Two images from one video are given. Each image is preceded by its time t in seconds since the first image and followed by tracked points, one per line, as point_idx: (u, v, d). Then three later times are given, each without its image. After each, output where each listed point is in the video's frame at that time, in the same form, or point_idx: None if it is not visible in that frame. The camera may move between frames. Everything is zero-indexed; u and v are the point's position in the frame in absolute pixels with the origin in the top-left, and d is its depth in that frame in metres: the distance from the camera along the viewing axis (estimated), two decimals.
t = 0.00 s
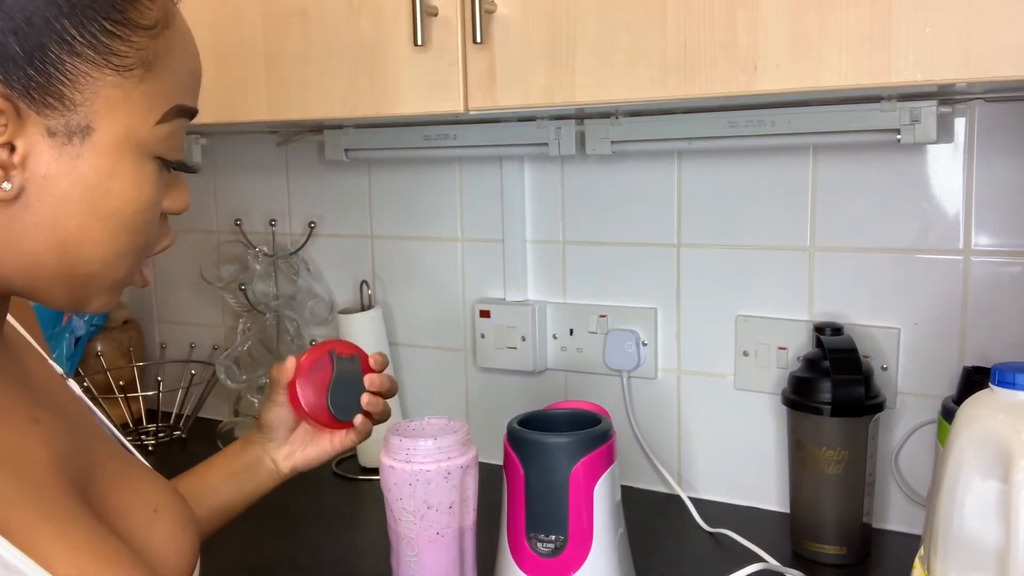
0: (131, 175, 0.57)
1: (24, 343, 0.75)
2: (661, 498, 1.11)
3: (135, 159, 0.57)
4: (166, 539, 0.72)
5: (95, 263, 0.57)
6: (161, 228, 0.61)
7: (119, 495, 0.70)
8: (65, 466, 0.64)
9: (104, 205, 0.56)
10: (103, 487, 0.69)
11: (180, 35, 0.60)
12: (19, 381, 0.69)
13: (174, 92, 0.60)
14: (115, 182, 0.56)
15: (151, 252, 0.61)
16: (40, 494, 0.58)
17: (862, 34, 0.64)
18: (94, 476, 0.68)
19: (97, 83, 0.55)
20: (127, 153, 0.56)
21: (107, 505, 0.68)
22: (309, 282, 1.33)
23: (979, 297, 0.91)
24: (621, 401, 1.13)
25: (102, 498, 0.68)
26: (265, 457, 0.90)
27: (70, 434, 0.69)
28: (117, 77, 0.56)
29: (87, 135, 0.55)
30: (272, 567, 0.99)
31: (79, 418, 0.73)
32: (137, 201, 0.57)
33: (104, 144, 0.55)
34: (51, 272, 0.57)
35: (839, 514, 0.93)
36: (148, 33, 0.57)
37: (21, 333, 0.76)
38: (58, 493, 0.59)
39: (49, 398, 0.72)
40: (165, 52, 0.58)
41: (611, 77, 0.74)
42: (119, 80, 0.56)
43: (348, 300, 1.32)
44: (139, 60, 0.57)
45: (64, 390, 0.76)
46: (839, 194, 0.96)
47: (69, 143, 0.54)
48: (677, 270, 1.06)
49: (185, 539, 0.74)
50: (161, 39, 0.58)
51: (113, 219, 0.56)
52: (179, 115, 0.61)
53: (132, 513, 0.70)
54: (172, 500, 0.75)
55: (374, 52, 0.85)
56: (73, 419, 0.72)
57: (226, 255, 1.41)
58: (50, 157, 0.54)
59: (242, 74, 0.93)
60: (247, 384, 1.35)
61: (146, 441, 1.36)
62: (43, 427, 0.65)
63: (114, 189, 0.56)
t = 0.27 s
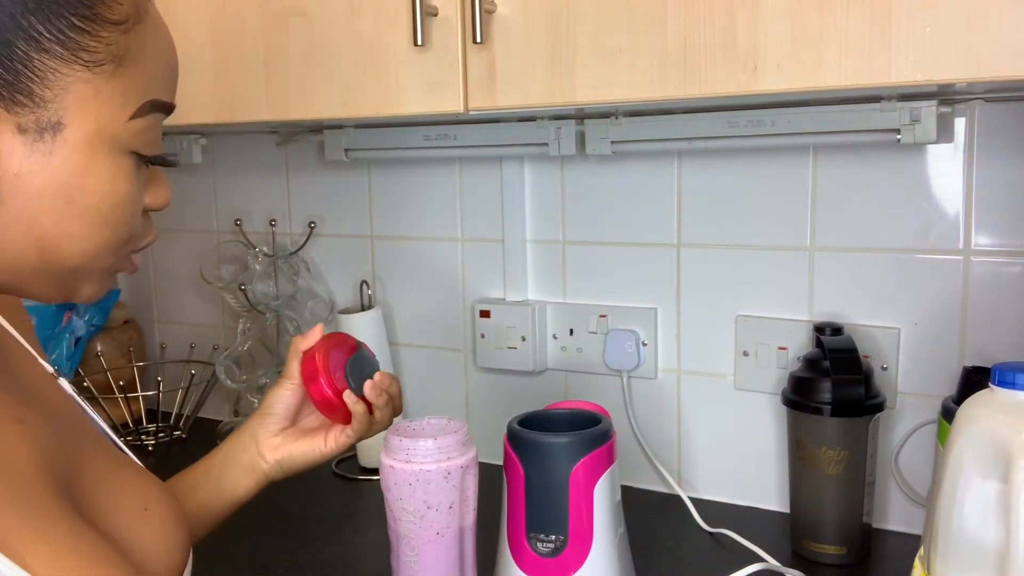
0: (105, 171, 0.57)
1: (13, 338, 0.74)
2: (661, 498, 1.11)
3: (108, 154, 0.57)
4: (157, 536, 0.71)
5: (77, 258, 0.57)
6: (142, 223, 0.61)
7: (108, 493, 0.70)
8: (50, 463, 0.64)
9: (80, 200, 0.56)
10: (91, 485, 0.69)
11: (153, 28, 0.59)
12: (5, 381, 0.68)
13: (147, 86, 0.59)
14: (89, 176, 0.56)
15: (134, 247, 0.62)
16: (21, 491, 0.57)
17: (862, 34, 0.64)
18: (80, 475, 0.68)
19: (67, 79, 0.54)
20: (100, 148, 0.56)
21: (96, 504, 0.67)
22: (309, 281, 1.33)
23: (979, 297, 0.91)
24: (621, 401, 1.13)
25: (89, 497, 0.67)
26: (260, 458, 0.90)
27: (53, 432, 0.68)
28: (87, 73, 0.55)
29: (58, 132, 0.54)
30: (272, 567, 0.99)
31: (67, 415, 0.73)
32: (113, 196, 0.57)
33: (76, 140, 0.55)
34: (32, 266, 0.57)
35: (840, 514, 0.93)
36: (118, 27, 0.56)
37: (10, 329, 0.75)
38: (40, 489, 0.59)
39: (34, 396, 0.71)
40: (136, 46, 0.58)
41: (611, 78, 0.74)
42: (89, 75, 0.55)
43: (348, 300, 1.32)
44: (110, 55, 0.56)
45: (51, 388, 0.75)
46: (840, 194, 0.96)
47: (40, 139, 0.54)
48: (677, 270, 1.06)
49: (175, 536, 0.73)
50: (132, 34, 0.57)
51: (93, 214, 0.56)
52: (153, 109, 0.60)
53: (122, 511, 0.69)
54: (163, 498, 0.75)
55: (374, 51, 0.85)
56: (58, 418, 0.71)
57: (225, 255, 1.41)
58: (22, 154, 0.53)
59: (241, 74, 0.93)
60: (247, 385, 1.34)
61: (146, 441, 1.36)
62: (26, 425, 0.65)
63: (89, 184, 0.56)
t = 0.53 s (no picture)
0: (79, 170, 0.55)
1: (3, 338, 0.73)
2: (661, 498, 1.11)
3: (78, 149, 0.55)
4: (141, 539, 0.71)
5: (52, 256, 0.57)
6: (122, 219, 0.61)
7: (95, 497, 0.69)
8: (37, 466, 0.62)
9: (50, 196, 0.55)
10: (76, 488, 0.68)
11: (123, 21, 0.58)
12: None
13: (121, 80, 0.58)
14: (58, 172, 0.55)
15: (111, 245, 0.61)
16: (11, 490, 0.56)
17: (862, 34, 0.64)
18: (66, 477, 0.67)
19: (31, 73, 0.53)
20: (69, 143, 0.55)
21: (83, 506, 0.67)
22: (309, 282, 1.33)
23: (978, 297, 0.91)
24: (621, 401, 1.13)
25: (77, 500, 0.67)
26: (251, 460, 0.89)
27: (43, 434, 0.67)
28: (51, 65, 0.54)
29: (24, 127, 0.53)
30: (272, 567, 0.99)
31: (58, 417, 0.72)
32: (86, 192, 0.56)
33: (44, 135, 0.54)
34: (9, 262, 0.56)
35: (840, 514, 0.93)
36: (84, 20, 0.55)
37: None
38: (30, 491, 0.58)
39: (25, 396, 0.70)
40: (104, 40, 0.57)
41: (611, 78, 0.74)
42: (53, 69, 0.54)
43: (348, 300, 1.32)
44: (76, 48, 0.55)
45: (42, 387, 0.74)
46: (839, 195, 0.96)
47: (6, 135, 0.53)
48: (677, 270, 1.06)
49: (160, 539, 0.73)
50: (100, 27, 0.56)
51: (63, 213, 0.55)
52: (128, 103, 0.59)
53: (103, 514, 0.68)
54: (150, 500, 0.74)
55: (374, 52, 0.85)
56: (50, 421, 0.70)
57: (226, 255, 1.41)
58: None
59: (241, 74, 0.93)
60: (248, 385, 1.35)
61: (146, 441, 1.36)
62: (17, 426, 0.63)
63: (59, 180, 0.55)
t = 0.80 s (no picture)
0: (63, 157, 0.55)
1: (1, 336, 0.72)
2: (661, 498, 1.11)
3: (60, 135, 0.55)
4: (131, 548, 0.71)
5: (40, 245, 0.56)
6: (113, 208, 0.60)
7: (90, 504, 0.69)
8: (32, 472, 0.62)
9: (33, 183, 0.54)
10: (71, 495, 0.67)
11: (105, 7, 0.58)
12: None
13: (105, 68, 0.58)
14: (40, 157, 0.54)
15: (102, 234, 0.60)
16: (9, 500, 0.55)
17: (862, 34, 0.64)
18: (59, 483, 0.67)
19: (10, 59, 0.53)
20: (52, 129, 0.55)
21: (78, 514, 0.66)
22: (309, 282, 1.33)
23: (979, 297, 0.91)
24: (621, 401, 1.13)
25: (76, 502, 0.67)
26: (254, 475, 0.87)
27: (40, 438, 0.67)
28: (27, 48, 0.53)
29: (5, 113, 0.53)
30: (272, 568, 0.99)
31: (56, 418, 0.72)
32: (70, 179, 0.56)
33: (26, 120, 0.54)
34: None
35: (840, 514, 0.93)
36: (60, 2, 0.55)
37: None
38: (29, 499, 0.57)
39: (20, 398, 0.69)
40: (84, 24, 0.56)
41: (612, 77, 0.74)
42: (31, 53, 0.54)
43: (348, 300, 1.32)
44: (54, 33, 0.54)
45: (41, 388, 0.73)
46: (839, 195, 0.96)
47: None
48: (677, 270, 1.06)
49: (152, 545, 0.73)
50: (80, 12, 0.56)
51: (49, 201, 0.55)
52: (111, 90, 0.58)
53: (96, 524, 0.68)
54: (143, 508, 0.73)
55: (374, 51, 0.85)
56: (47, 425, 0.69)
57: (226, 255, 1.40)
58: None
59: (241, 74, 0.93)
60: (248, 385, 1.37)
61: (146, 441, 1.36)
62: (17, 428, 0.63)
63: (43, 168, 0.54)
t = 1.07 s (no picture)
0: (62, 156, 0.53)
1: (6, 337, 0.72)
2: (661, 498, 1.11)
3: (61, 133, 0.53)
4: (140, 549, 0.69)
5: (41, 245, 0.53)
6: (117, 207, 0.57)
7: (93, 505, 0.68)
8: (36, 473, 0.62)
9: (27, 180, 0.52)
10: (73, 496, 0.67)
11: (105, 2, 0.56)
12: None
13: (105, 65, 0.55)
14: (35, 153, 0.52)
15: (110, 235, 0.57)
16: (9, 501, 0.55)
17: (861, 33, 0.64)
18: (61, 482, 0.66)
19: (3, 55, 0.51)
20: (48, 124, 0.52)
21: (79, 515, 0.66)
22: (309, 282, 1.33)
23: (978, 297, 0.91)
24: (621, 401, 1.13)
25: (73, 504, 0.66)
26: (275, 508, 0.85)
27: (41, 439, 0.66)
28: (25, 47, 0.52)
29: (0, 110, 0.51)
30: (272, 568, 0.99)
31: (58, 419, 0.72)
32: (68, 177, 0.53)
33: (20, 116, 0.51)
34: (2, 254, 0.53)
35: (840, 514, 0.93)
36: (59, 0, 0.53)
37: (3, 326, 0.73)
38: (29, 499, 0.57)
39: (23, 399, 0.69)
40: (80, 20, 0.54)
41: (611, 77, 0.74)
42: (24, 50, 0.52)
43: (348, 300, 1.32)
44: (49, 28, 0.52)
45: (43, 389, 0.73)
46: (839, 195, 0.96)
47: None
48: (677, 270, 1.06)
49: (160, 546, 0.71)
50: (77, 9, 0.54)
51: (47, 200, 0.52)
52: (113, 89, 0.56)
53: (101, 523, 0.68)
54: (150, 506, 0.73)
55: (374, 51, 0.85)
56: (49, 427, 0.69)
57: (226, 255, 1.40)
58: None
59: (241, 75, 0.93)
60: (247, 384, 1.37)
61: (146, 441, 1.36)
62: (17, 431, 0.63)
63: (39, 165, 0.52)
